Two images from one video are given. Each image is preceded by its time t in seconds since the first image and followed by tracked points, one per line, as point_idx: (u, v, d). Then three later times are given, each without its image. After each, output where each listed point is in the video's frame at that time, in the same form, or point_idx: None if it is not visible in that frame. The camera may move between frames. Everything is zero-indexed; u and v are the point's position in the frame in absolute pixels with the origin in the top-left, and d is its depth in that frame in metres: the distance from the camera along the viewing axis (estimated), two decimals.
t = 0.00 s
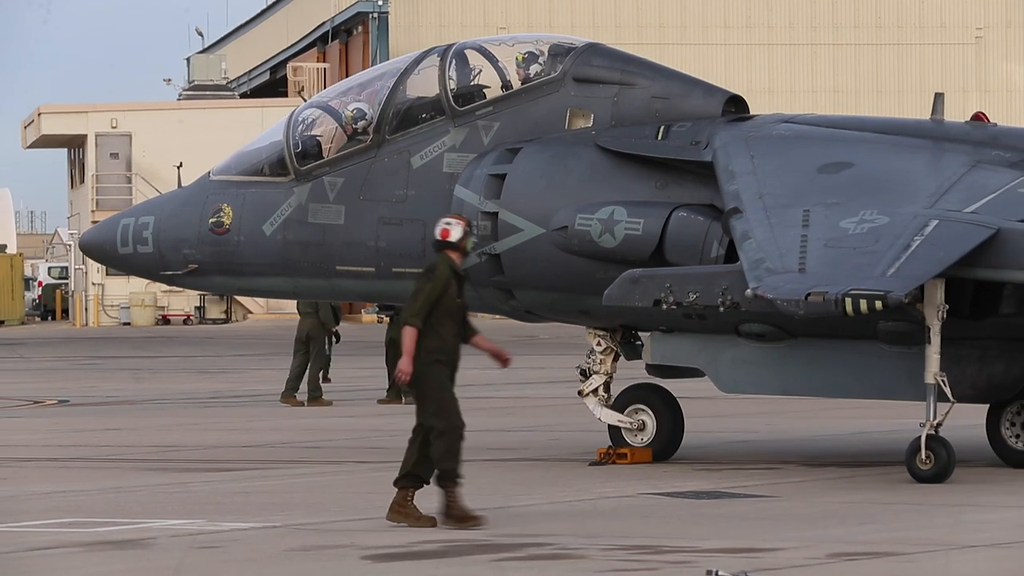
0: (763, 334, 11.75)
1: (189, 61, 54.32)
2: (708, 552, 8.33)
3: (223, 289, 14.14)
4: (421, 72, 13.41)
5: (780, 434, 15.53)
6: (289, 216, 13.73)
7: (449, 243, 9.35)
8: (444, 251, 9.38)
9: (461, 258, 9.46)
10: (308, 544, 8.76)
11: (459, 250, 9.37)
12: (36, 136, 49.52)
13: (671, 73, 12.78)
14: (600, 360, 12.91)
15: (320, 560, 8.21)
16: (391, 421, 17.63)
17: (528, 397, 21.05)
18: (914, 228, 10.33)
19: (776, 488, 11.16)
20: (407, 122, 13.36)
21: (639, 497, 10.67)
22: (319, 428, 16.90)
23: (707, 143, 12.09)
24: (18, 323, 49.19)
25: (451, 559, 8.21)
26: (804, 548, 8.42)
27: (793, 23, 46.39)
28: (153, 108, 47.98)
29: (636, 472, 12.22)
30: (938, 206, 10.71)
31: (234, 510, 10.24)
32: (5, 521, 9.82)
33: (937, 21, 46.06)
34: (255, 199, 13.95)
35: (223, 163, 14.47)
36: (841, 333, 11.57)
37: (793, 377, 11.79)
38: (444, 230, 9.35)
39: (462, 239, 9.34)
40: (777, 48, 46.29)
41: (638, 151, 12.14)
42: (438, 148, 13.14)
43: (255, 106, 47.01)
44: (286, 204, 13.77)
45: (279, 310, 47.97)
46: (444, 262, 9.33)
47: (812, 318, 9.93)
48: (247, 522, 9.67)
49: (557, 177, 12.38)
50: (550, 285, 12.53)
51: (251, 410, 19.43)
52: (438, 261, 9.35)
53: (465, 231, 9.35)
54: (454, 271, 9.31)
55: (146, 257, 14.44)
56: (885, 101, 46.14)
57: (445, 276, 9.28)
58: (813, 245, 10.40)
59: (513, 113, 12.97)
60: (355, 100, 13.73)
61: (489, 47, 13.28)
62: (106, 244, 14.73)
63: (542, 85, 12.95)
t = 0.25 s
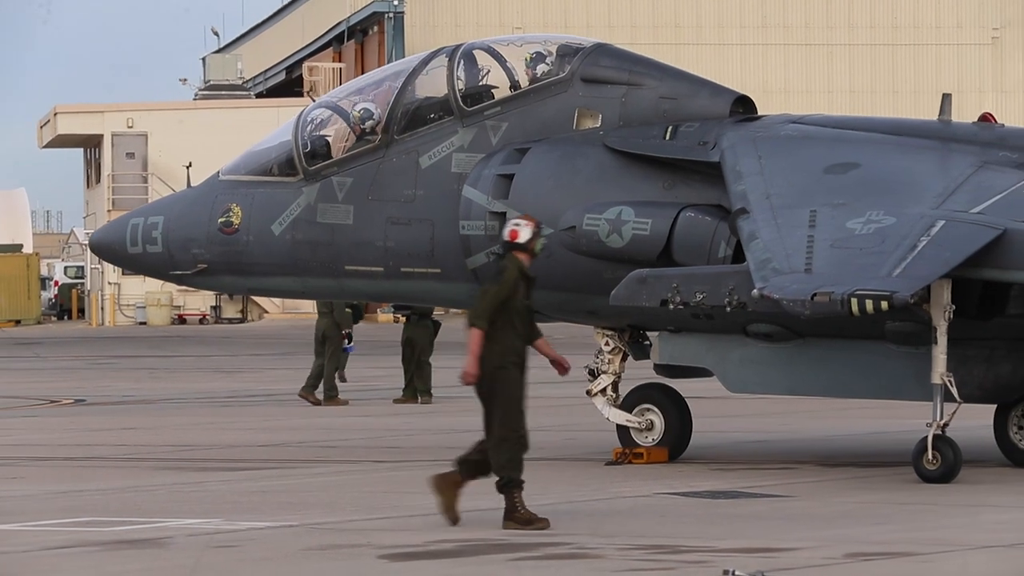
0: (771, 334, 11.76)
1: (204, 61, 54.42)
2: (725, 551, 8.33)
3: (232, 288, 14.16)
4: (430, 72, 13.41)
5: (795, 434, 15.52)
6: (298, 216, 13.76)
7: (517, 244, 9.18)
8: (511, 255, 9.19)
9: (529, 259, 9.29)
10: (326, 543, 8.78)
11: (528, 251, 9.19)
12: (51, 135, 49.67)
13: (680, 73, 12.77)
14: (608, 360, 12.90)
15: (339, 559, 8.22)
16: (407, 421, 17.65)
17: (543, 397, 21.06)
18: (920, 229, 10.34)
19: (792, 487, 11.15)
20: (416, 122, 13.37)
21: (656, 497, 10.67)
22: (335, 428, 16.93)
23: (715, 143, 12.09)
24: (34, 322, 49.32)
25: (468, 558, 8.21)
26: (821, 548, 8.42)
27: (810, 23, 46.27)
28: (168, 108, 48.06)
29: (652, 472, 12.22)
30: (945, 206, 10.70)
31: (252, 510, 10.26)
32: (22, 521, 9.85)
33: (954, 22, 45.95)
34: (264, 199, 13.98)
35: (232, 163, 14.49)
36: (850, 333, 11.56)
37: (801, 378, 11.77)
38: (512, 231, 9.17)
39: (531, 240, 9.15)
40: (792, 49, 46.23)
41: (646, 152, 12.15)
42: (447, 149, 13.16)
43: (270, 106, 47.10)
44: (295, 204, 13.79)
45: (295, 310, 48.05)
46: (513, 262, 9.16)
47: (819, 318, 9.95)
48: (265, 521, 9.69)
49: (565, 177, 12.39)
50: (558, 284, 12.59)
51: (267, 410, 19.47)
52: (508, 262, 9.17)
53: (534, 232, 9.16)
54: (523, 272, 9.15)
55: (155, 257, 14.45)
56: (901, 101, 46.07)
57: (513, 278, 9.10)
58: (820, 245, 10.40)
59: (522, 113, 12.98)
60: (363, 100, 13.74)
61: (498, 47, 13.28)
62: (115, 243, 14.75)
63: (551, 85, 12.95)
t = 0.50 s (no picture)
0: (785, 330, 11.73)
1: (221, 57, 54.48)
2: (742, 547, 8.33)
3: (248, 285, 14.20)
4: (445, 68, 13.42)
5: (811, 430, 15.51)
6: (314, 212, 13.78)
7: (587, 237, 9.21)
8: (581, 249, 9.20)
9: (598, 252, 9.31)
10: (344, 539, 8.80)
11: (599, 244, 9.24)
12: (68, 132, 49.76)
13: (694, 69, 12.77)
14: (622, 356, 12.85)
15: (357, 556, 8.25)
16: (424, 417, 17.68)
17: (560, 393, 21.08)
18: (935, 225, 10.33)
19: (809, 484, 11.15)
20: (431, 119, 13.38)
21: (673, 493, 10.67)
22: (352, 424, 16.97)
23: (730, 139, 12.08)
24: (52, 319, 49.45)
25: (486, 555, 8.23)
26: (838, 544, 8.42)
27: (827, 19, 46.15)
28: (185, 104, 48.11)
29: (669, 468, 12.22)
30: (960, 202, 10.68)
31: (270, 506, 10.29)
32: (40, 517, 9.88)
33: (973, 18, 45.78)
34: (280, 195, 14.00)
35: (247, 160, 14.51)
36: (865, 329, 11.52)
37: (816, 374, 11.76)
38: (582, 224, 9.21)
39: (602, 232, 9.23)
40: (810, 44, 46.11)
41: (661, 148, 12.14)
42: (462, 145, 13.17)
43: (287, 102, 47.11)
44: (311, 200, 13.82)
45: (312, 306, 48.15)
46: (582, 255, 9.17)
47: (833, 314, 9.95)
48: (283, 517, 9.72)
49: (580, 173, 12.39)
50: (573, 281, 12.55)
51: (284, 406, 19.52)
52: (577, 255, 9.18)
53: (604, 225, 9.24)
54: (593, 266, 9.16)
55: (171, 253, 14.48)
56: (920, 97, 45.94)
57: (590, 274, 9.12)
58: (834, 242, 10.39)
59: (537, 109, 12.98)
60: (378, 96, 13.76)
61: (513, 43, 13.29)
62: (131, 240, 14.78)
63: (566, 81, 12.95)
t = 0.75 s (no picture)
0: (804, 326, 11.68)
1: (238, 52, 54.54)
2: (757, 544, 8.32)
3: (266, 278, 14.22)
4: (463, 63, 13.40)
5: (828, 427, 15.48)
6: (332, 206, 13.80)
7: (664, 239, 9.15)
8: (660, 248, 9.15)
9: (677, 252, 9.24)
10: (360, 534, 8.81)
11: (676, 246, 9.17)
12: (85, 127, 49.92)
13: (713, 64, 12.75)
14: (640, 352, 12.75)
15: (372, 551, 8.26)
16: (439, 412, 17.70)
17: (576, 389, 21.07)
18: (955, 221, 10.30)
19: (826, 480, 11.12)
20: (449, 113, 13.38)
21: (689, 489, 10.66)
22: (367, 419, 16.99)
23: (749, 135, 12.06)
24: (69, 313, 49.60)
25: (501, 550, 8.23)
26: (855, 541, 8.40)
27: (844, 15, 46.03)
28: (202, 98, 48.27)
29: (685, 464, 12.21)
30: (979, 199, 10.64)
31: (286, 501, 10.31)
32: (56, 511, 9.92)
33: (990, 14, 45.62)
34: (298, 189, 14.02)
35: (265, 153, 14.53)
36: (886, 326, 11.50)
37: (834, 369, 11.69)
38: (659, 226, 9.13)
39: (678, 235, 9.16)
40: (827, 41, 45.99)
41: (679, 144, 12.13)
42: (480, 139, 13.17)
43: (304, 97, 47.16)
44: (328, 194, 13.84)
45: (328, 301, 48.21)
46: (661, 257, 9.11)
47: (852, 310, 9.93)
48: (299, 512, 9.74)
49: (598, 168, 12.38)
50: (591, 277, 12.54)
51: (300, 401, 19.56)
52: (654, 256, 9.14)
53: (680, 227, 9.18)
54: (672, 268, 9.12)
55: (189, 247, 14.52)
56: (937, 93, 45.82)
57: (668, 273, 9.07)
58: (853, 238, 10.36)
59: (556, 104, 12.97)
60: (396, 90, 13.77)
61: (531, 38, 13.28)
62: (148, 233, 14.81)
63: (584, 76, 12.94)
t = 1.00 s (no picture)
0: (822, 324, 11.68)
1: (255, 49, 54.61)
2: (774, 541, 8.31)
3: (284, 273, 14.24)
4: (481, 58, 13.40)
5: (845, 424, 15.45)
6: (350, 201, 13.82)
7: (727, 227, 9.32)
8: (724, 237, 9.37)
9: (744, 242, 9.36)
10: (375, 532, 8.83)
11: (739, 234, 9.35)
12: (103, 125, 50.04)
13: (732, 61, 12.73)
14: (658, 348, 12.88)
15: (388, 549, 8.27)
16: (455, 410, 17.71)
17: (591, 386, 21.06)
18: (973, 221, 10.29)
19: (842, 479, 11.10)
20: (467, 109, 13.39)
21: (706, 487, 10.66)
22: (383, 416, 17.00)
23: (768, 132, 12.04)
24: (85, 310, 49.71)
25: (516, 548, 8.24)
26: (871, 539, 8.38)
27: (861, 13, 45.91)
28: (219, 96, 48.37)
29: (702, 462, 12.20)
30: (998, 197, 10.63)
31: (302, 498, 10.33)
32: (72, 508, 9.95)
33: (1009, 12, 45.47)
34: (316, 183, 14.04)
35: (284, 148, 14.56)
36: (904, 324, 11.48)
37: (852, 367, 11.68)
38: (721, 214, 9.33)
39: (741, 222, 9.33)
40: (844, 39, 45.88)
41: (697, 140, 12.11)
42: (499, 135, 13.17)
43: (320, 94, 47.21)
44: (347, 189, 13.86)
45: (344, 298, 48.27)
46: (723, 246, 9.30)
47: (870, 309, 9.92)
48: (314, 510, 9.76)
49: (616, 165, 12.38)
50: (609, 273, 12.54)
51: (316, 398, 19.58)
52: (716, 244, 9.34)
53: (744, 215, 9.34)
54: (733, 256, 9.27)
55: (206, 241, 14.54)
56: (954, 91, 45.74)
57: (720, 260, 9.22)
58: (872, 237, 10.34)
59: (574, 100, 12.97)
60: (415, 86, 13.78)
61: (550, 33, 13.28)
62: (166, 226, 14.83)
63: (603, 72, 12.94)
